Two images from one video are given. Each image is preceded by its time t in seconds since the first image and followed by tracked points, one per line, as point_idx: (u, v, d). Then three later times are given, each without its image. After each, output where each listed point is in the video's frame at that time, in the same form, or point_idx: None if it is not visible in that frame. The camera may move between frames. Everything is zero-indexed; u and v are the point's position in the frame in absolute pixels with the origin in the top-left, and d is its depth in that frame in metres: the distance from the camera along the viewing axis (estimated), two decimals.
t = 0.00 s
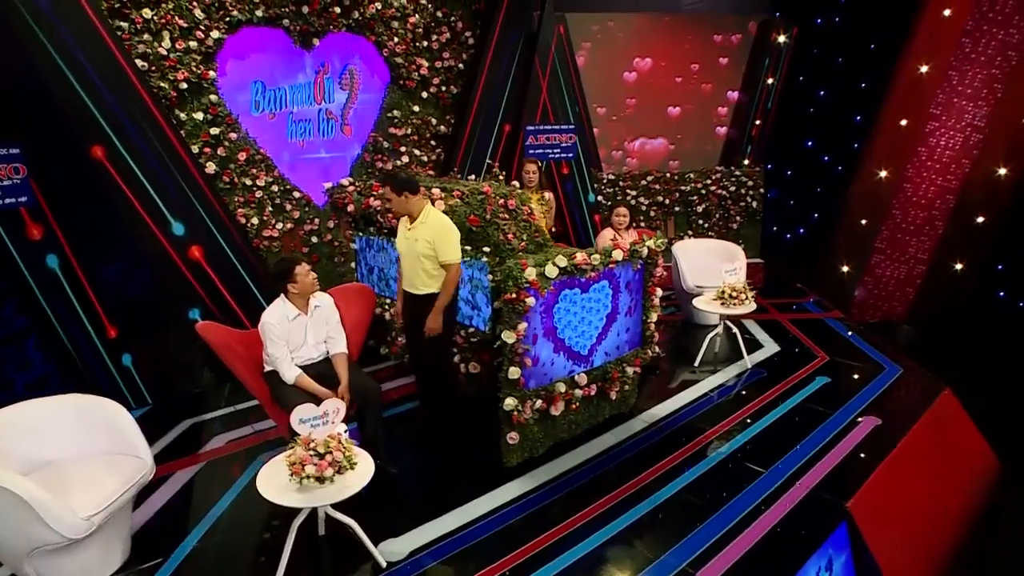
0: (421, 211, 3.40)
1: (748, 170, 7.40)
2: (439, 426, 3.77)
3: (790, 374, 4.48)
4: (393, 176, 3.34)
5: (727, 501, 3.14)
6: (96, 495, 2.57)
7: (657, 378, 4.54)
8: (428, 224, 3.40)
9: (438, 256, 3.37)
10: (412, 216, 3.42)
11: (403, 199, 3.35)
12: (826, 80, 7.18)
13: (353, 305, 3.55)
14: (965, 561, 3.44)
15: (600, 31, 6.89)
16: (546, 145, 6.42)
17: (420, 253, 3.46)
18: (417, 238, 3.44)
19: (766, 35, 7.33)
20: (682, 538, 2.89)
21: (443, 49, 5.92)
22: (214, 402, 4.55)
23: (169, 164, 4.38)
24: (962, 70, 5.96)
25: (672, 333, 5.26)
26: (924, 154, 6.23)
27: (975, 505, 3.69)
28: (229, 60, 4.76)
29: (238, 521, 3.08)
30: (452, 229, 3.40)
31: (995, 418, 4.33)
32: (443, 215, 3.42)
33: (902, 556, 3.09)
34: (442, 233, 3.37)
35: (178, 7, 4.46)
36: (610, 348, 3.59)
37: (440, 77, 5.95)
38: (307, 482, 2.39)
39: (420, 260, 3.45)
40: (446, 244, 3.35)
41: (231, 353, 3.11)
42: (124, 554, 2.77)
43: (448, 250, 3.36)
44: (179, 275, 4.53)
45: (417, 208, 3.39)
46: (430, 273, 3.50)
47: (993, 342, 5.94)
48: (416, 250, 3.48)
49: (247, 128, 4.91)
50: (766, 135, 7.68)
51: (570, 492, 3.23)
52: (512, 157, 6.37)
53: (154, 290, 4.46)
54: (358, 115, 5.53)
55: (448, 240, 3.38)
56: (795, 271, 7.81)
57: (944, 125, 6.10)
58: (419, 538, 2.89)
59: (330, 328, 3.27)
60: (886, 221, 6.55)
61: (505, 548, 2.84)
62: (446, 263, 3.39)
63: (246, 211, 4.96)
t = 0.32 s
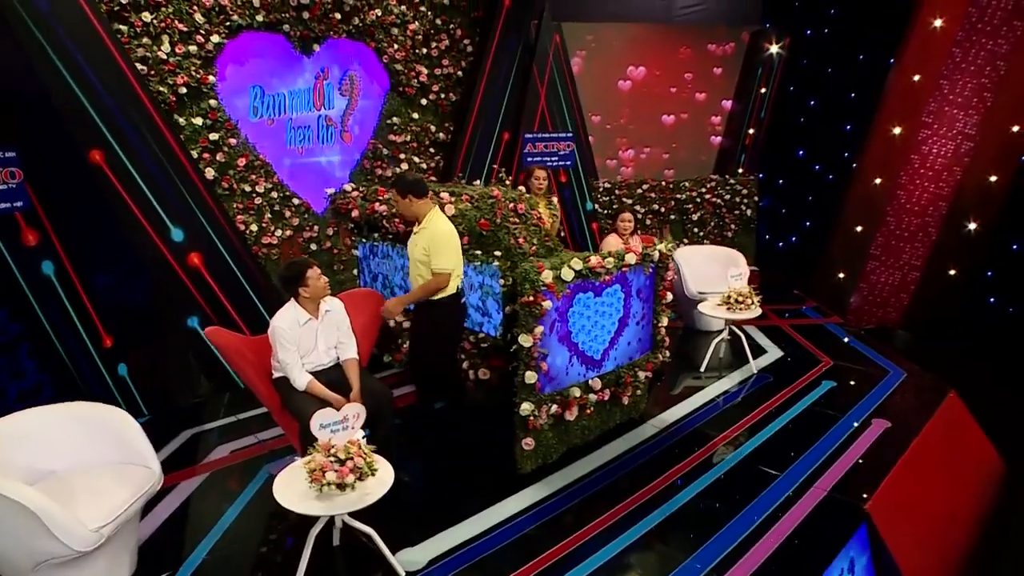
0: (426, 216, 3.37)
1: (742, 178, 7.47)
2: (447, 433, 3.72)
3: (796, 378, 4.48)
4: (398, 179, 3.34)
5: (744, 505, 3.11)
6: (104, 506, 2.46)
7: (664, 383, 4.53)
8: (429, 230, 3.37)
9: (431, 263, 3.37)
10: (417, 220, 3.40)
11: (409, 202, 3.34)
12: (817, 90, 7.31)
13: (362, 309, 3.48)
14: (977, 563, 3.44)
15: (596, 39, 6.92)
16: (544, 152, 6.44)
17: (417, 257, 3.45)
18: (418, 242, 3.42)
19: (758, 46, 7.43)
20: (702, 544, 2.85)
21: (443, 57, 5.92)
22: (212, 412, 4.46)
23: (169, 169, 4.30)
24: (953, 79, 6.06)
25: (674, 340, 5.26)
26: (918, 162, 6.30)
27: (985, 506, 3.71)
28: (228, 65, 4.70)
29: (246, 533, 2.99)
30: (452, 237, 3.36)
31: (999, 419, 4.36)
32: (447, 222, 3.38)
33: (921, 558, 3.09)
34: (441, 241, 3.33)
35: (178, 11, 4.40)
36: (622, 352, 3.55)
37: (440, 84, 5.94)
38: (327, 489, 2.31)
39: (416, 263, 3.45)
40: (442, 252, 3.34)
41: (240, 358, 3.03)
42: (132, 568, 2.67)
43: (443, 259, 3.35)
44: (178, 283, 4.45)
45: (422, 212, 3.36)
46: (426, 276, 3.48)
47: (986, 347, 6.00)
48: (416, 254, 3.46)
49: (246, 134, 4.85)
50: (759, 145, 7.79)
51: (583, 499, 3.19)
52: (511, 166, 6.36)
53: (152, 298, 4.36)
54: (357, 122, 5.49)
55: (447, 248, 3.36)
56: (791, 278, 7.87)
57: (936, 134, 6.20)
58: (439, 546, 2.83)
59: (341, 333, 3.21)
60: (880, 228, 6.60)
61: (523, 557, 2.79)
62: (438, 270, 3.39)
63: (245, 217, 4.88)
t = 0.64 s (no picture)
0: (411, 219, 3.46)
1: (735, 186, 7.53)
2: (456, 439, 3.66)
3: (801, 381, 4.52)
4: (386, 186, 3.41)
5: (760, 508, 3.10)
6: (116, 515, 2.37)
7: (668, 388, 4.52)
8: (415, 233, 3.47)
9: (414, 264, 3.46)
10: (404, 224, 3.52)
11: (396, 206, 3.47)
12: (806, 100, 7.44)
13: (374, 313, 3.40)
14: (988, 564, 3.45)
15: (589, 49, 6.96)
16: (540, 159, 6.38)
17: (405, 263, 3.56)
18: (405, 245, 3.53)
19: (748, 55, 7.57)
20: (722, 548, 2.83)
21: (442, 63, 5.93)
22: (211, 422, 4.36)
23: (169, 174, 4.23)
24: (942, 88, 6.31)
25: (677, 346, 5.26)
26: (909, 169, 6.54)
27: (992, 505, 3.74)
28: (228, 69, 4.65)
29: (256, 544, 2.90)
30: (437, 240, 3.46)
31: (1001, 420, 4.40)
32: (432, 224, 3.46)
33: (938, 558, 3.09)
34: (425, 243, 3.43)
35: (178, 15, 4.35)
36: (633, 356, 3.54)
37: (438, 91, 5.94)
38: (350, 494, 2.25)
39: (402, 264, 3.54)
40: (423, 254, 3.43)
41: (254, 363, 2.93)
42: None
43: (425, 260, 3.44)
44: (176, 290, 4.35)
45: (408, 216, 3.46)
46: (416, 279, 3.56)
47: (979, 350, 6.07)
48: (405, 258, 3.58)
49: (246, 140, 4.80)
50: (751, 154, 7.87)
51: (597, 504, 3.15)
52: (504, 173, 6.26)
53: (149, 306, 4.26)
54: (356, 127, 5.45)
55: (431, 249, 3.45)
56: (784, 285, 7.94)
57: (926, 141, 6.43)
58: (456, 554, 2.78)
59: (353, 338, 3.16)
60: (873, 234, 6.82)
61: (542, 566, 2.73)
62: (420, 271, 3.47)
63: (244, 223, 4.81)
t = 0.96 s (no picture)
0: (390, 218, 3.72)
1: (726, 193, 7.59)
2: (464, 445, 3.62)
3: (805, 381, 4.59)
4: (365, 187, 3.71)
5: (773, 509, 3.11)
6: (127, 524, 2.27)
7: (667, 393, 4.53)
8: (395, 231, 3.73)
9: (392, 260, 3.70)
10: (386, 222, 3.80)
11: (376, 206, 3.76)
12: (792, 108, 7.56)
13: (382, 321, 3.39)
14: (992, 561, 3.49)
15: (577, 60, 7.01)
16: (537, 165, 6.48)
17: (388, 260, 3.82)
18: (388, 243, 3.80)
19: (737, 64, 7.61)
20: (740, 549, 2.84)
21: (438, 70, 5.93)
22: (208, 431, 4.26)
23: (167, 178, 4.14)
24: (927, 96, 6.52)
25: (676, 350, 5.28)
26: (896, 175, 6.73)
27: (994, 503, 3.78)
28: (225, 73, 4.59)
29: (268, 551, 2.83)
30: (413, 236, 3.69)
31: (996, 417, 4.50)
32: (409, 222, 3.71)
33: (950, 557, 3.11)
34: (401, 239, 3.67)
35: (175, 17, 4.28)
36: (642, 358, 3.54)
37: (435, 97, 5.94)
38: (375, 499, 2.20)
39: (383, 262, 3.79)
40: (399, 249, 3.67)
41: (263, 364, 2.88)
42: None
43: (401, 255, 3.68)
44: (172, 296, 4.25)
45: (387, 214, 3.73)
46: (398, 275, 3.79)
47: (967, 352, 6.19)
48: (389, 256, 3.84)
49: (242, 144, 4.74)
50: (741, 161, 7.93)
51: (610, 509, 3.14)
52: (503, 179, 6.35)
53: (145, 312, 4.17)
54: (353, 132, 5.41)
55: (407, 245, 3.69)
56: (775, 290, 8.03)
57: (912, 148, 6.62)
58: (474, 559, 2.75)
59: (364, 342, 3.11)
60: (863, 239, 6.99)
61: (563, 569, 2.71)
62: (398, 266, 3.70)
63: (241, 229, 4.74)
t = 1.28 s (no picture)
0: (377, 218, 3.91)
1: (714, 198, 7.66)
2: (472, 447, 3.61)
3: (802, 381, 4.67)
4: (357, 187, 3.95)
5: (783, 508, 3.15)
6: (141, 530, 2.19)
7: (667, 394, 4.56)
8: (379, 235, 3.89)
9: (372, 262, 3.87)
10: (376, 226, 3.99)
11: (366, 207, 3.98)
12: (776, 115, 7.70)
13: (389, 325, 3.34)
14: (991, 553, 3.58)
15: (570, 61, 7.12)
16: (530, 171, 6.56)
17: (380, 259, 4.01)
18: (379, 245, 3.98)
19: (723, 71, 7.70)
20: (755, 544, 2.88)
21: (432, 74, 5.94)
22: (206, 438, 4.19)
23: (163, 180, 4.08)
24: (910, 103, 6.71)
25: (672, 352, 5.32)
26: (881, 180, 6.93)
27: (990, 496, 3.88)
28: (220, 75, 4.54)
29: (279, 557, 2.78)
30: (392, 240, 3.83)
31: (983, 413, 4.63)
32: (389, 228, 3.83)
33: (957, 549, 3.17)
34: (381, 242, 3.83)
35: (171, 18, 4.22)
36: (649, 359, 3.57)
37: (429, 101, 5.94)
38: (401, 501, 2.17)
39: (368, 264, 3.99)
40: (378, 253, 3.83)
41: (275, 368, 2.81)
42: None
43: (380, 258, 3.84)
44: (169, 300, 4.18)
45: (376, 215, 3.94)
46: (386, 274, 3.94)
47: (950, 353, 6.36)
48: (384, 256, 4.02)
49: (238, 147, 4.68)
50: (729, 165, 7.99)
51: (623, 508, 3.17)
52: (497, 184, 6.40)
53: (138, 318, 4.07)
54: (348, 136, 5.39)
55: (386, 248, 3.83)
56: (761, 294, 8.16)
57: (896, 153, 6.83)
58: (493, 560, 2.76)
59: (374, 344, 3.08)
60: (849, 242, 7.15)
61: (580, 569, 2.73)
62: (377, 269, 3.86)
63: (237, 232, 4.67)
